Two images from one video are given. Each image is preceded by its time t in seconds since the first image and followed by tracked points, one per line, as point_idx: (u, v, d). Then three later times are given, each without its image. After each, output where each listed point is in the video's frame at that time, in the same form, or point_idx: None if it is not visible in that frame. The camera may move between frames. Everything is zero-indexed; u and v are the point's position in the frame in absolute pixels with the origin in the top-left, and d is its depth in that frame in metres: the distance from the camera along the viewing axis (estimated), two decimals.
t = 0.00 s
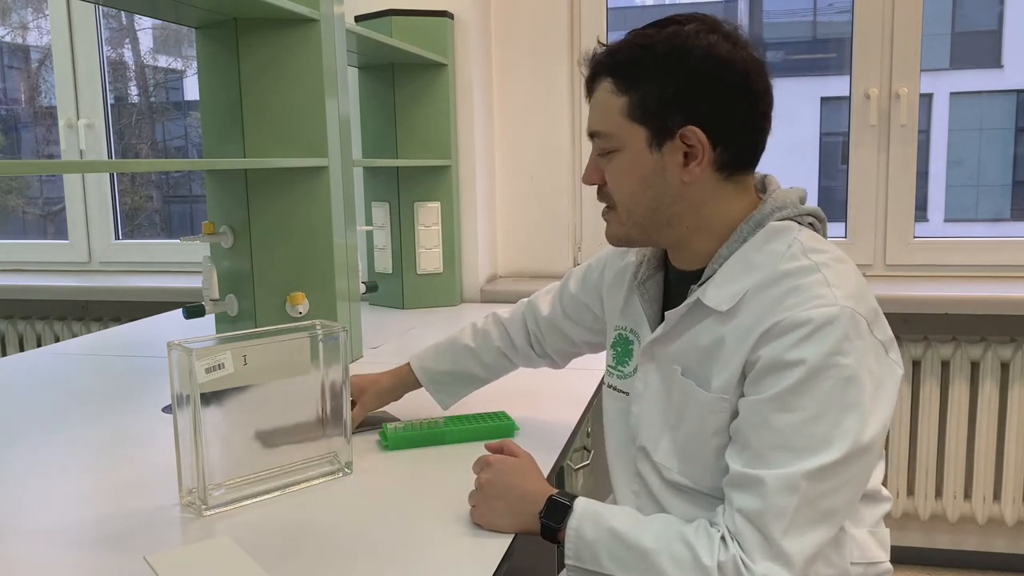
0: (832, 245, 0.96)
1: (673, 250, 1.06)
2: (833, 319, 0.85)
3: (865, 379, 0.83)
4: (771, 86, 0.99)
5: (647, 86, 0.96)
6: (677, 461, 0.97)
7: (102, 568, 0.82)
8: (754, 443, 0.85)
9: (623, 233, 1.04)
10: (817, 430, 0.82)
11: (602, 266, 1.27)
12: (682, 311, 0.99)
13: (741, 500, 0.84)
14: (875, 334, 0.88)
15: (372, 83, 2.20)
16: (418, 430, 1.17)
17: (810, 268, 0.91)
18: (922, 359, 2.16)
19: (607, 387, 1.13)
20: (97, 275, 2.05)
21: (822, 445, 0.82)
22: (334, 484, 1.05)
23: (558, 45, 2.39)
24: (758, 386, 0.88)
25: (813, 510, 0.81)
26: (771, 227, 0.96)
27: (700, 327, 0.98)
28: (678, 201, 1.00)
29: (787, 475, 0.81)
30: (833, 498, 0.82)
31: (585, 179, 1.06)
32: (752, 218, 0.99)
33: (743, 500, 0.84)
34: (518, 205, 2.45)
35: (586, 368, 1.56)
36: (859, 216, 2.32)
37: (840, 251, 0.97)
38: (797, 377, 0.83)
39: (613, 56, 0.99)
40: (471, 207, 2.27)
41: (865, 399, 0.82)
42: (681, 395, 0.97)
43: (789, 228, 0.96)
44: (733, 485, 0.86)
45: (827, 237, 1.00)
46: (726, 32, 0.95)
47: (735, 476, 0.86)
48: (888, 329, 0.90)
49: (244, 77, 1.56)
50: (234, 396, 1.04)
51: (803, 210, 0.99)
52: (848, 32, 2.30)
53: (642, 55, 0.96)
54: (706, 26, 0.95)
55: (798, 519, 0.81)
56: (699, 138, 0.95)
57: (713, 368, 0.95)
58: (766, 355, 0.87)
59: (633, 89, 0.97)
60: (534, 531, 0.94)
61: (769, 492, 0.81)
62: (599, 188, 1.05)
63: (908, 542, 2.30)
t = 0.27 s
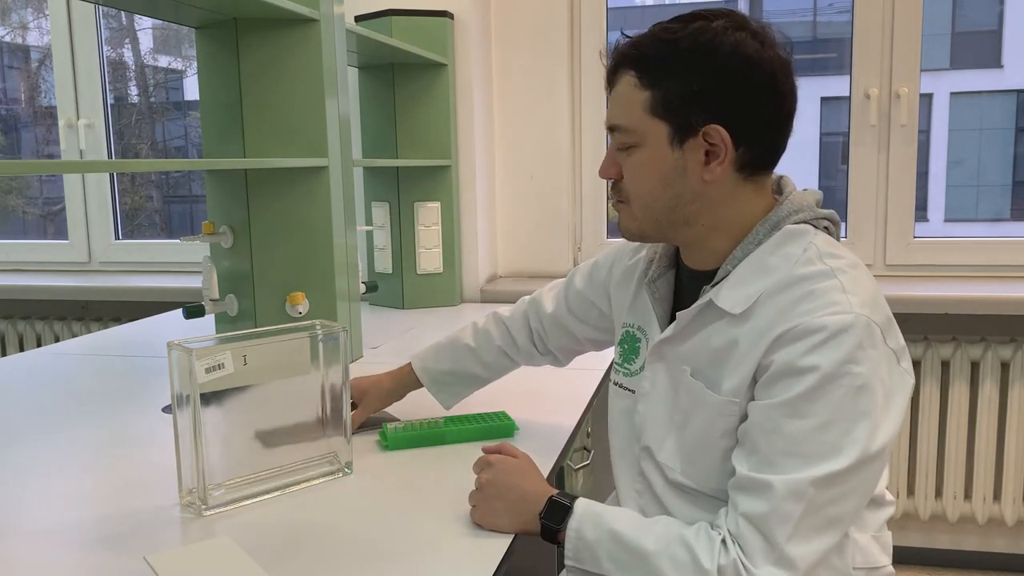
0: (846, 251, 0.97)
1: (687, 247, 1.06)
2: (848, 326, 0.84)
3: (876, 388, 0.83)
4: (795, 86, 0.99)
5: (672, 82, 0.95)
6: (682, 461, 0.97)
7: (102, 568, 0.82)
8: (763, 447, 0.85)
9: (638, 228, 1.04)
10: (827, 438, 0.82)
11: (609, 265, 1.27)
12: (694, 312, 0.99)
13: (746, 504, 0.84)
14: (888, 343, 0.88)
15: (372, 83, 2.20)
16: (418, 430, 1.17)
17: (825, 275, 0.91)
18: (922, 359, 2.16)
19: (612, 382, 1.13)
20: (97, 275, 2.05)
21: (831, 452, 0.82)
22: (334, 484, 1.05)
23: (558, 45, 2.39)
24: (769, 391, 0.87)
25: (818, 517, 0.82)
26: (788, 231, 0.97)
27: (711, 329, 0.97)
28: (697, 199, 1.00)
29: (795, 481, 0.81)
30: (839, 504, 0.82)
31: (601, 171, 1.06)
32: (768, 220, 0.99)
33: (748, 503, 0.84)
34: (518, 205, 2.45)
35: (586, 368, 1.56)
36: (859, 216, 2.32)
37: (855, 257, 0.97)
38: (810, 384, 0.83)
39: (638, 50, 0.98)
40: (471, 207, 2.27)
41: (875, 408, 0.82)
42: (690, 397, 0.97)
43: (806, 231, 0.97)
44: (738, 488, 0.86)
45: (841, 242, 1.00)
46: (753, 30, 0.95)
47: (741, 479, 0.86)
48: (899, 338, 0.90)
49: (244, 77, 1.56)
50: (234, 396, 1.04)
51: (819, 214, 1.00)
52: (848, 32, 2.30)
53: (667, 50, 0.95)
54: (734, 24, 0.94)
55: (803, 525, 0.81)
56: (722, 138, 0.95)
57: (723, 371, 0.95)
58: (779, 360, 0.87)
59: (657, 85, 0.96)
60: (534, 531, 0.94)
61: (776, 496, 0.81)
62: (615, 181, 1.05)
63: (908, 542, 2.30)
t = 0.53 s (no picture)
0: (852, 253, 0.97)
1: (691, 251, 1.06)
2: (853, 330, 0.84)
3: (881, 393, 0.83)
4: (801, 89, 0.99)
5: (678, 86, 0.95)
6: (685, 463, 0.97)
7: (102, 568, 0.82)
8: (766, 451, 0.85)
9: (642, 233, 1.04)
10: (831, 442, 0.82)
11: (609, 264, 1.27)
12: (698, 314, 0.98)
13: (748, 506, 0.84)
14: (893, 347, 0.88)
15: (372, 83, 2.20)
16: (418, 431, 1.17)
17: (831, 278, 0.91)
18: (922, 359, 2.16)
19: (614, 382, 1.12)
20: (97, 275, 2.05)
21: (835, 457, 0.82)
22: (334, 484, 1.05)
23: (558, 45, 2.39)
24: (774, 395, 0.87)
25: (820, 520, 0.82)
26: (793, 233, 0.97)
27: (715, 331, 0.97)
28: (702, 204, 1.00)
29: (799, 485, 0.81)
30: (842, 508, 0.82)
31: (605, 176, 1.05)
32: (772, 222, 0.99)
33: (750, 506, 0.84)
34: (518, 205, 2.45)
35: (586, 368, 1.56)
36: (858, 216, 2.32)
37: (861, 259, 0.97)
38: (814, 388, 0.83)
39: (643, 53, 0.97)
40: (471, 207, 2.27)
41: (880, 413, 0.82)
42: (693, 399, 0.97)
43: (810, 234, 0.97)
44: (741, 490, 0.86)
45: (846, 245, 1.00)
46: (759, 33, 0.94)
47: (744, 481, 0.86)
48: (904, 342, 0.90)
49: (244, 78, 1.56)
50: (234, 396, 1.04)
51: (824, 216, 1.00)
52: (848, 32, 2.30)
53: (672, 54, 0.95)
54: (740, 27, 0.94)
55: (805, 528, 0.81)
56: (729, 142, 0.95)
57: (727, 374, 0.95)
58: (784, 364, 0.87)
59: (663, 90, 0.96)
60: (534, 531, 0.94)
61: (779, 499, 0.81)
62: (619, 186, 1.04)
63: (908, 542, 2.30)
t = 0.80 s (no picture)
0: (851, 253, 0.97)
1: (694, 251, 1.06)
2: (852, 332, 0.85)
3: (879, 395, 0.83)
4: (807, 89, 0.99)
5: (686, 87, 0.95)
6: (682, 462, 0.97)
7: (102, 568, 0.82)
8: (764, 452, 0.85)
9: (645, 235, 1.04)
10: (829, 444, 0.82)
11: (612, 263, 1.27)
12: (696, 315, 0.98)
13: (746, 509, 0.84)
14: (891, 349, 0.88)
15: (372, 82, 2.20)
16: (418, 431, 1.17)
17: (830, 279, 0.91)
18: (922, 359, 2.16)
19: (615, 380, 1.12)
20: (97, 275, 2.05)
21: (833, 458, 0.82)
22: (334, 484, 1.05)
23: (558, 45, 2.39)
24: (771, 396, 0.87)
25: (818, 523, 0.82)
26: (792, 234, 0.97)
27: (713, 332, 0.97)
28: (708, 206, 1.00)
29: (797, 487, 0.81)
30: (840, 511, 0.82)
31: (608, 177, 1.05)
32: (774, 222, 1.00)
33: (748, 508, 0.84)
34: (518, 205, 2.45)
35: (586, 368, 1.56)
36: (859, 216, 2.32)
37: (861, 260, 0.97)
38: (812, 390, 0.83)
39: (648, 53, 0.97)
40: (471, 206, 2.27)
41: (878, 415, 0.83)
42: (691, 399, 0.97)
43: (810, 235, 0.97)
44: (739, 492, 0.86)
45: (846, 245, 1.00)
46: (765, 33, 0.94)
47: (742, 483, 0.86)
48: (903, 344, 0.90)
49: (244, 77, 1.56)
50: (234, 396, 1.04)
51: (824, 216, 1.01)
52: (848, 32, 2.30)
53: (679, 54, 0.94)
54: (746, 27, 0.94)
55: (803, 530, 0.81)
56: (736, 144, 0.95)
57: (725, 374, 0.95)
58: (782, 365, 0.87)
59: (669, 91, 0.95)
60: (533, 531, 0.94)
61: (777, 502, 0.81)
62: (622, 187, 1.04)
63: (908, 542, 2.30)
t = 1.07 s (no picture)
0: (881, 262, 0.96)
1: (724, 243, 1.05)
2: (881, 344, 0.84)
3: (900, 410, 0.83)
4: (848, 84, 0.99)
5: (733, 70, 0.93)
6: (692, 460, 0.96)
7: (102, 568, 0.82)
8: (777, 455, 0.85)
9: (680, 221, 1.01)
10: (844, 454, 0.82)
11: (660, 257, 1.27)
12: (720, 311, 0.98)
13: (753, 511, 0.84)
14: (917, 364, 0.87)
15: (372, 82, 2.20)
16: (418, 431, 1.17)
17: (862, 289, 0.90)
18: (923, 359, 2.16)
19: (627, 369, 1.13)
20: (97, 274, 2.04)
21: (847, 470, 0.82)
22: (334, 484, 1.05)
23: (558, 45, 2.38)
24: (792, 401, 0.87)
25: (825, 531, 0.82)
26: (828, 238, 0.96)
27: (736, 332, 0.97)
28: (748, 193, 0.98)
29: (808, 495, 0.81)
30: (848, 520, 0.82)
31: (643, 160, 1.02)
32: (808, 225, 0.98)
33: (756, 510, 0.84)
34: (518, 205, 2.46)
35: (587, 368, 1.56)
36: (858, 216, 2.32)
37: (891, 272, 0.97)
38: (835, 399, 0.82)
39: (695, 35, 0.94)
40: (471, 206, 2.27)
41: (896, 430, 0.83)
42: (709, 396, 0.96)
43: (846, 241, 0.96)
44: (746, 493, 0.86)
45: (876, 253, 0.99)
46: (815, 22, 0.93)
47: (752, 485, 0.85)
48: (928, 359, 0.89)
49: (245, 77, 1.56)
50: (233, 396, 1.04)
51: (861, 222, 0.99)
52: (848, 32, 2.30)
53: (728, 37, 0.92)
54: (795, 14, 0.93)
55: (809, 537, 0.82)
56: (782, 130, 0.94)
57: (746, 374, 0.94)
58: (806, 371, 0.86)
59: (716, 73, 0.93)
60: (531, 532, 0.94)
61: (785, 508, 0.81)
62: (656, 172, 1.02)
63: (908, 542, 2.30)
